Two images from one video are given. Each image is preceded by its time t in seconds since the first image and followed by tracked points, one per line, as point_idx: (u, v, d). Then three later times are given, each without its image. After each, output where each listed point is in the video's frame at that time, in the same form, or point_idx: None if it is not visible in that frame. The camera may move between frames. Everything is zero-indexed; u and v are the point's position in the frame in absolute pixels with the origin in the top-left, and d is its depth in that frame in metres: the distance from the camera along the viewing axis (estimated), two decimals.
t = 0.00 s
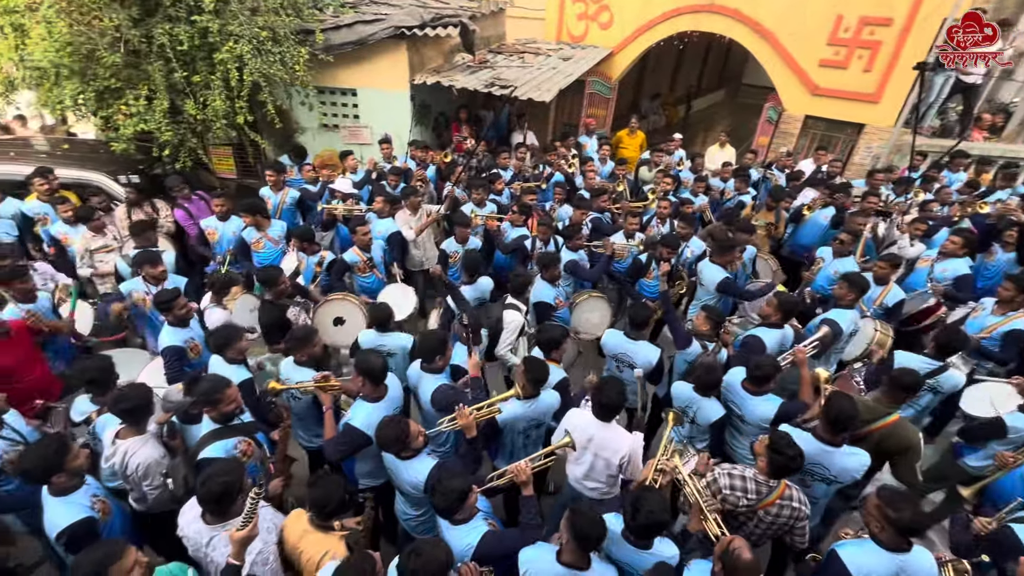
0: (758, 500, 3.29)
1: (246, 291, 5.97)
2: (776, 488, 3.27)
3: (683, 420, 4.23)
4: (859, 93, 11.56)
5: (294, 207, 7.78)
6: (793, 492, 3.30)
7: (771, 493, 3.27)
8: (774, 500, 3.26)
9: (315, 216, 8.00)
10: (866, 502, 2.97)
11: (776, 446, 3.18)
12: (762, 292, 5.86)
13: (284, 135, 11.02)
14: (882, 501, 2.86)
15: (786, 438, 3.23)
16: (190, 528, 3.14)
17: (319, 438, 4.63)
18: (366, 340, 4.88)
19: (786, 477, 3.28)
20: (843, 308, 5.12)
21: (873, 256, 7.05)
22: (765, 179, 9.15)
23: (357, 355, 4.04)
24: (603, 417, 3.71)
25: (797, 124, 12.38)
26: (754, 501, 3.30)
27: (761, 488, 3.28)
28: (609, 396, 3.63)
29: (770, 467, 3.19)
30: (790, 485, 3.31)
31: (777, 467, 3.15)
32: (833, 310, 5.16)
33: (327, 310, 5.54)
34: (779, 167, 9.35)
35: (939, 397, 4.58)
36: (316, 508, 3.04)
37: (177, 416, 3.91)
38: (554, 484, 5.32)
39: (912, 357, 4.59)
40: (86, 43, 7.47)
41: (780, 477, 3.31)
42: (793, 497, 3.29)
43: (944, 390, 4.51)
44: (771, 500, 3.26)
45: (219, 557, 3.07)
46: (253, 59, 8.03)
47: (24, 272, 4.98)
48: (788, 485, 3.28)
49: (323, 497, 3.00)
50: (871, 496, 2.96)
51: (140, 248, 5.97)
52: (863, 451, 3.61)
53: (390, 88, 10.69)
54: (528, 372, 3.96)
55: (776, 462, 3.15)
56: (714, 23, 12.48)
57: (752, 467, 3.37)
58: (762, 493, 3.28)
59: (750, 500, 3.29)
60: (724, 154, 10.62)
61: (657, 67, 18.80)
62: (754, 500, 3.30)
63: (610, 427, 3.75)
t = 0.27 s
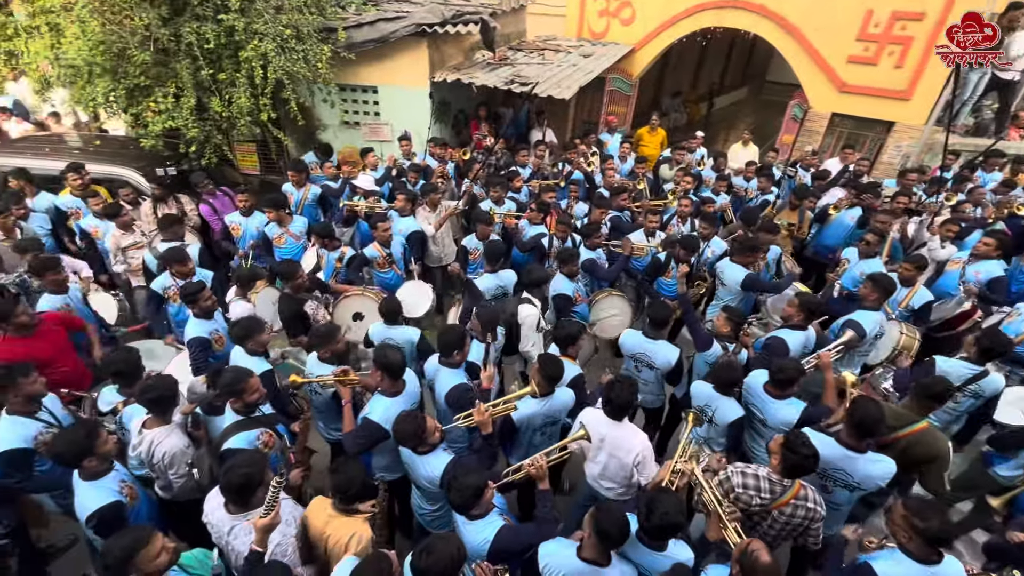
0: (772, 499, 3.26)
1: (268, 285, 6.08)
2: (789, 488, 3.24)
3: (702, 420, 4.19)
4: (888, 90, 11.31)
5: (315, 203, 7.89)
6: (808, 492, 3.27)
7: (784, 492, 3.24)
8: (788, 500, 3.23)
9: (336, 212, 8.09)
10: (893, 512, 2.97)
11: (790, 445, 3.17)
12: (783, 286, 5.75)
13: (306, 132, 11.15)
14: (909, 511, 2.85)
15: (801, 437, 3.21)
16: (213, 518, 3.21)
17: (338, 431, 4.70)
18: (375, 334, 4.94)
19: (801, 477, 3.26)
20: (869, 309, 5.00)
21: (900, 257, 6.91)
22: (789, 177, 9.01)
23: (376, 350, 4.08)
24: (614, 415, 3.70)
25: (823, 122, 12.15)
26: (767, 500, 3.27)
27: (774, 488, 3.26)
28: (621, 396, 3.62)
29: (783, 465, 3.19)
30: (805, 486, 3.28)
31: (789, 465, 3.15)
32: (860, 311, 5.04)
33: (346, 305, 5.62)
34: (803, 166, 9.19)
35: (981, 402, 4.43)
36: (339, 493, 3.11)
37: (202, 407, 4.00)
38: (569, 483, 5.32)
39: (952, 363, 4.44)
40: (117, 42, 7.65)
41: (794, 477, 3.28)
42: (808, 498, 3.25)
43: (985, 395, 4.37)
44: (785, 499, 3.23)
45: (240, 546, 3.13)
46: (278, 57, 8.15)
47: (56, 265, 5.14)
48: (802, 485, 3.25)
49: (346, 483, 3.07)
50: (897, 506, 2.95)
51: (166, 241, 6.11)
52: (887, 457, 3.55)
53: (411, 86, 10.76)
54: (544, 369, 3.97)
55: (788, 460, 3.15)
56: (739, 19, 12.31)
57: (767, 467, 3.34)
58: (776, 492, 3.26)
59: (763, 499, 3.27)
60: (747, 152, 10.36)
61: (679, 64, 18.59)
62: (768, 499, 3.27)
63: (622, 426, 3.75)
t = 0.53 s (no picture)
0: (790, 501, 3.22)
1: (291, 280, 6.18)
2: (808, 490, 3.19)
3: (723, 423, 4.14)
4: (922, 88, 11.03)
5: (338, 200, 7.99)
6: (829, 494, 3.20)
7: (804, 494, 3.19)
8: (807, 502, 3.18)
9: (358, 209, 8.18)
10: (925, 530, 2.93)
11: (808, 445, 3.14)
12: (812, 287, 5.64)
13: (329, 130, 11.29)
14: (942, 530, 2.81)
15: (820, 437, 3.17)
16: (240, 509, 3.29)
17: (359, 425, 4.76)
18: (387, 327, 5.01)
19: (821, 478, 3.22)
20: (897, 312, 4.89)
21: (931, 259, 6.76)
22: (815, 177, 8.84)
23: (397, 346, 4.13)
24: (640, 419, 3.68)
25: (852, 121, 11.89)
26: (787, 502, 3.23)
27: (793, 489, 3.22)
28: (643, 398, 3.61)
29: (800, 465, 3.16)
30: (825, 487, 3.22)
31: (807, 465, 3.12)
32: (886, 313, 4.94)
33: (365, 300, 5.70)
34: (831, 166, 9.00)
35: None
36: (362, 485, 3.16)
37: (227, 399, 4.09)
38: (586, 483, 5.32)
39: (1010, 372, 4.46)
40: (150, 42, 7.84)
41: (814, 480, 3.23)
42: (829, 501, 3.19)
43: None
44: (805, 501, 3.17)
45: (263, 535, 3.18)
46: (303, 56, 8.27)
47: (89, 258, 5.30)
48: (823, 488, 3.20)
49: (368, 475, 3.13)
50: (929, 524, 2.92)
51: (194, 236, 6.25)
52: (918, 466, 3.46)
53: (433, 84, 10.81)
54: (562, 368, 3.98)
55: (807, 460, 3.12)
56: (766, 15, 12.11)
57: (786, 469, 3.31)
58: (795, 494, 3.21)
59: (782, 500, 3.22)
60: (772, 151, 10.21)
61: (704, 61, 18.36)
62: (787, 500, 3.23)
63: (647, 430, 3.73)
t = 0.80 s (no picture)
0: (812, 507, 3.15)
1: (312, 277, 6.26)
2: (831, 497, 3.12)
3: (743, 426, 4.10)
4: (955, 86, 10.76)
5: (358, 197, 8.04)
6: (851, 502, 3.14)
7: (826, 500, 3.12)
8: (830, 508, 3.11)
9: (378, 207, 8.24)
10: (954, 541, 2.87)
11: (832, 448, 3.13)
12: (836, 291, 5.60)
13: (350, 128, 11.40)
14: (971, 542, 2.75)
15: (844, 443, 3.16)
16: (262, 500, 3.35)
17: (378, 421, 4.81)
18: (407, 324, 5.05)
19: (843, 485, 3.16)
20: (910, 315, 4.85)
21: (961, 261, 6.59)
22: (841, 177, 8.69)
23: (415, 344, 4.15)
24: (663, 422, 3.65)
25: (881, 120, 11.64)
26: (808, 508, 3.15)
27: (815, 495, 3.15)
28: (665, 402, 3.57)
29: (823, 467, 3.15)
30: (848, 495, 3.16)
31: (829, 468, 3.10)
32: (901, 316, 4.90)
33: (382, 297, 5.75)
34: (858, 166, 8.82)
35: None
36: (384, 481, 3.19)
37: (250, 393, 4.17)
38: (601, 484, 5.29)
39: None
40: (178, 41, 8.00)
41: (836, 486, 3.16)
42: (853, 508, 3.11)
43: None
44: (827, 507, 3.11)
45: (284, 527, 3.25)
46: (327, 55, 8.36)
47: (119, 252, 5.43)
48: (845, 495, 3.13)
49: (391, 471, 3.15)
50: (959, 536, 2.87)
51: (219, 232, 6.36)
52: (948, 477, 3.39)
53: (454, 82, 10.84)
54: (579, 368, 3.95)
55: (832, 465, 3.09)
56: (794, 12, 11.91)
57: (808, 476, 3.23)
58: (817, 500, 3.14)
59: (803, 506, 3.15)
60: (797, 151, 10.04)
61: (727, 59, 18.11)
62: (808, 507, 3.16)
63: (668, 434, 3.69)
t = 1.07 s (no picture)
0: (831, 512, 3.12)
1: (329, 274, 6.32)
2: (851, 503, 3.09)
3: (761, 430, 4.05)
4: (984, 87, 10.53)
5: (375, 196, 8.01)
6: (872, 510, 3.10)
7: (846, 506, 3.09)
8: (849, 514, 3.07)
9: (395, 205, 8.29)
10: (974, 550, 2.82)
11: (857, 457, 3.07)
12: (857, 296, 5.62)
13: (368, 127, 11.49)
14: (991, 552, 2.70)
15: (868, 450, 3.11)
16: (278, 492, 3.41)
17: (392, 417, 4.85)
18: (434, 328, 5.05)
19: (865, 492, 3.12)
20: (921, 318, 4.81)
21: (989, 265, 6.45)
22: (863, 179, 8.54)
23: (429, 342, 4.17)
24: (677, 425, 3.63)
25: (906, 121, 11.43)
26: (827, 512, 3.13)
27: (835, 500, 3.12)
28: (680, 405, 3.55)
29: (848, 477, 3.10)
30: (869, 503, 3.12)
31: (855, 477, 3.04)
32: (911, 319, 4.86)
33: (397, 295, 5.79)
34: (881, 168, 8.67)
35: None
36: (406, 480, 3.21)
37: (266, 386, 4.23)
38: (613, 487, 5.27)
39: None
40: (202, 41, 8.14)
41: (857, 493, 3.12)
42: (872, 516, 3.06)
43: None
44: (847, 513, 3.08)
45: (299, 521, 3.30)
46: (346, 54, 8.44)
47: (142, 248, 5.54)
48: (866, 502, 3.09)
49: (414, 469, 3.18)
50: (979, 546, 2.81)
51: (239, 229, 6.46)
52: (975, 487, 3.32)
53: (471, 82, 10.87)
54: (593, 368, 3.95)
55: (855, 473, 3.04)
56: (817, 10, 11.74)
57: (830, 479, 3.21)
58: (837, 505, 3.11)
59: (822, 510, 3.13)
60: (818, 152, 9.89)
61: (747, 59, 17.91)
62: (828, 512, 3.13)
63: (683, 436, 3.67)
